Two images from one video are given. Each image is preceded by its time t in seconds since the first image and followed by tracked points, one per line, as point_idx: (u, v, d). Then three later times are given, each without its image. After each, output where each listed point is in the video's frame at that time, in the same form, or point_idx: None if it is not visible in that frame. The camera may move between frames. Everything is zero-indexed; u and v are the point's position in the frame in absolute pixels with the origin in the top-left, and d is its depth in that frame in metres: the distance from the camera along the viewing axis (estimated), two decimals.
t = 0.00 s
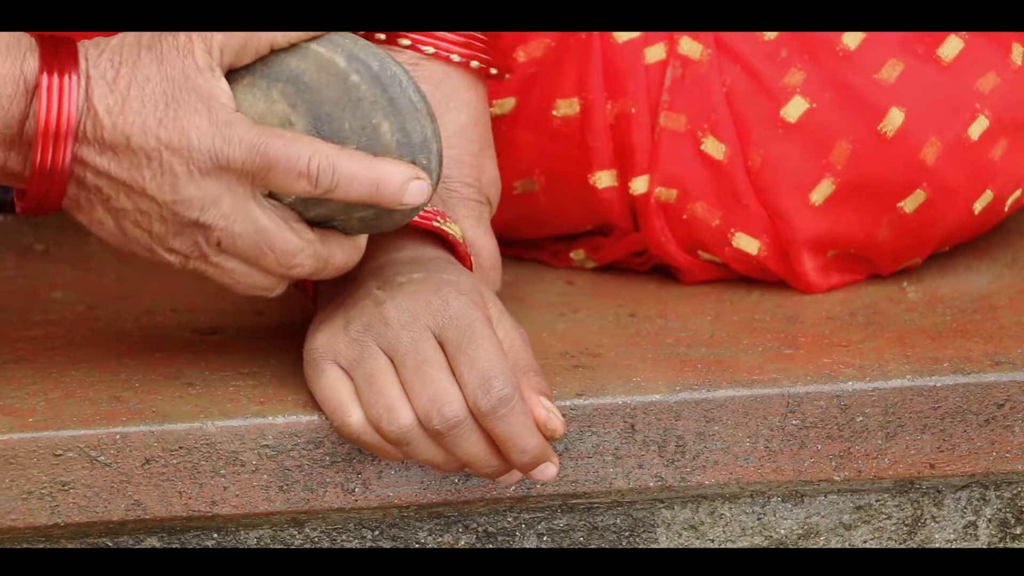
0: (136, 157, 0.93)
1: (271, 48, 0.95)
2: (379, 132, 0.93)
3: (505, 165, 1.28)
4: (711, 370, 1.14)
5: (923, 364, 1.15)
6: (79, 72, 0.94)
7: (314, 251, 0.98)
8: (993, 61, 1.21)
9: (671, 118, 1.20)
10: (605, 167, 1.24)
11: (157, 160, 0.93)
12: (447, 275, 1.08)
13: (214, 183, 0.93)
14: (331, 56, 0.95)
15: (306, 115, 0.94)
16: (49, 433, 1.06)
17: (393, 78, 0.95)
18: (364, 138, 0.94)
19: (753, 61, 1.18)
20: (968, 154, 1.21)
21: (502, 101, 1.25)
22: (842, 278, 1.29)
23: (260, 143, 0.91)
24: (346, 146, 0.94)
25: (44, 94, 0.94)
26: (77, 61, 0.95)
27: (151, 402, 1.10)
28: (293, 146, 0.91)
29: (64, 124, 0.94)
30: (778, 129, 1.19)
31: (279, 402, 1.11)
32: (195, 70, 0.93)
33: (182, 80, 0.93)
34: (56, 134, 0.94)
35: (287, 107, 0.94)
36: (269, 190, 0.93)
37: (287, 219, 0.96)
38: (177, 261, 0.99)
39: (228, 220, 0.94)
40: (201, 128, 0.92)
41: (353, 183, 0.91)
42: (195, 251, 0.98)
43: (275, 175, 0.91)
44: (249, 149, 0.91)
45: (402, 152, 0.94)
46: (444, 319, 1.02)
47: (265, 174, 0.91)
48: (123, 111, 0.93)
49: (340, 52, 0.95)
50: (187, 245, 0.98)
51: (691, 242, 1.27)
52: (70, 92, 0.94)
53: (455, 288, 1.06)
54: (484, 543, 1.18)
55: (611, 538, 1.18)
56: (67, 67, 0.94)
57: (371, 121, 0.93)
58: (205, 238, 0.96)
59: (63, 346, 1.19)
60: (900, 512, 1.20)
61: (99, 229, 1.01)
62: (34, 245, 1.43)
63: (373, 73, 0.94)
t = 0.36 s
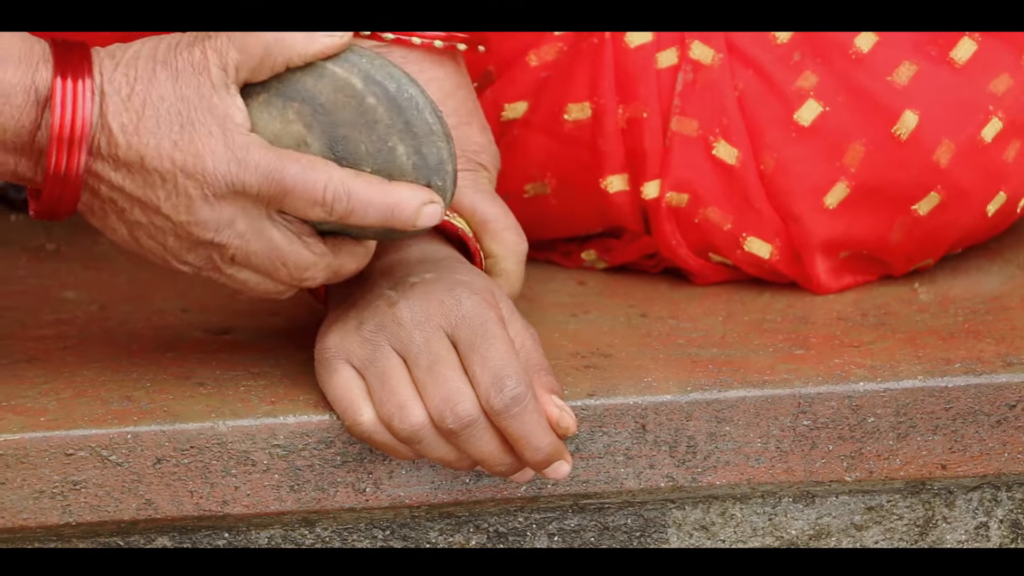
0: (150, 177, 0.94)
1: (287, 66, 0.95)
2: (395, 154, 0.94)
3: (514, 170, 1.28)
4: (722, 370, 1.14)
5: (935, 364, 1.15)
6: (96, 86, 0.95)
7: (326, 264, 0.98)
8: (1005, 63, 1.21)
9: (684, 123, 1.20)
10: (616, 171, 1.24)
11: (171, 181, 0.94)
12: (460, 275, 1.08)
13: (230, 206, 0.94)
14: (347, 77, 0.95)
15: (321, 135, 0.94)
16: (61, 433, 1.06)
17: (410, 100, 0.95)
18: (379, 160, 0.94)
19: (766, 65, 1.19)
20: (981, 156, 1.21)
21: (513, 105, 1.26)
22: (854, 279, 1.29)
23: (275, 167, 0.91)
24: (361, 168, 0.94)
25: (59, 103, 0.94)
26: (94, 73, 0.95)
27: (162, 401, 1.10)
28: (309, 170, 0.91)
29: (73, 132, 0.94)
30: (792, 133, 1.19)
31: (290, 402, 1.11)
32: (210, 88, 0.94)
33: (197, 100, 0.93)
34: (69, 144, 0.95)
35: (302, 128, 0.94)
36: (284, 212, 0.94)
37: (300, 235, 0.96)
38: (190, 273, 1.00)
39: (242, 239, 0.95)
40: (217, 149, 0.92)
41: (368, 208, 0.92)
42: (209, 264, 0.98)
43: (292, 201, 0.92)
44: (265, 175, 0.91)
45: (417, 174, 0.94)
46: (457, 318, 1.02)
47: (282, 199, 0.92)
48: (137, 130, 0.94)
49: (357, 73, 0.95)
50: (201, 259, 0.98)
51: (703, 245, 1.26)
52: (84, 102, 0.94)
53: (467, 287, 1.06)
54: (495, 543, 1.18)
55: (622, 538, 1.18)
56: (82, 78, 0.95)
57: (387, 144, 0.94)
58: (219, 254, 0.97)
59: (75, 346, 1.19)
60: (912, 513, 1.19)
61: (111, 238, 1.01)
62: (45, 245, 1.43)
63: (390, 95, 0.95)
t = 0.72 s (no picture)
0: (206, 169, 0.94)
1: (331, 69, 0.98)
2: (442, 154, 0.96)
3: (535, 167, 1.28)
4: (742, 372, 1.14)
5: (955, 366, 1.15)
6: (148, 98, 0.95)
7: (374, 271, 0.99)
8: None
9: (705, 121, 1.21)
10: (637, 170, 1.24)
11: (228, 172, 0.93)
12: (485, 275, 1.08)
13: (287, 195, 0.94)
14: (393, 81, 0.98)
15: (370, 136, 0.96)
16: (81, 433, 1.06)
17: (454, 104, 0.99)
18: (427, 160, 0.96)
19: (788, 64, 1.19)
20: (1004, 156, 1.21)
21: (535, 102, 1.26)
22: (875, 279, 1.29)
23: (335, 155, 0.92)
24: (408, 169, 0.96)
25: (114, 116, 0.94)
26: (144, 85, 0.96)
27: (182, 401, 1.11)
28: (365, 159, 0.93)
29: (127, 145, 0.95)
30: (813, 132, 1.19)
31: (310, 402, 1.11)
32: (262, 87, 0.95)
33: (250, 97, 0.95)
34: (124, 157, 0.95)
35: (351, 127, 0.96)
36: (336, 205, 0.95)
37: (352, 236, 0.97)
38: (238, 279, 0.99)
39: (298, 233, 0.95)
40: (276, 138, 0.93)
41: (422, 199, 0.93)
42: (260, 267, 0.98)
43: (348, 190, 0.93)
44: (324, 162, 0.92)
45: (463, 172, 0.97)
46: (481, 317, 1.02)
47: (338, 188, 0.93)
48: (193, 125, 0.94)
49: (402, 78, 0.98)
50: (252, 260, 0.97)
51: (724, 244, 1.26)
52: (139, 116, 0.95)
53: (492, 287, 1.06)
54: (515, 544, 1.18)
55: (642, 539, 1.18)
56: (134, 90, 0.95)
57: (434, 144, 0.96)
58: (270, 255, 0.97)
59: (95, 346, 1.20)
60: (932, 515, 1.19)
61: (151, 253, 1.00)
62: (66, 245, 1.43)
63: (435, 99, 0.98)
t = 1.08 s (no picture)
0: (237, 154, 0.94)
1: (342, 53, 1.02)
2: (459, 126, 1.00)
3: (554, 167, 1.29)
4: (760, 372, 1.14)
5: (974, 367, 1.14)
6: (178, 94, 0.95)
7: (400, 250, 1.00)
8: None
9: (725, 122, 1.21)
10: (656, 170, 1.25)
11: (258, 156, 0.94)
12: (506, 276, 1.08)
13: (316, 176, 0.95)
14: (404, 57, 1.02)
15: (388, 112, 0.99)
16: (99, 432, 1.05)
17: (466, 77, 1.02)
18: (445, 132, 0.99)
19: (808, 66, 1.20)
20: None
21: (553, 104, 1.28)
22: (894, 280, 1.29)
23: (363, 134, 0.94)
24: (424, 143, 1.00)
25: (143, 113, 0.94)
26: (170, 79, 0.96)
27: (200, 401, 1.10)
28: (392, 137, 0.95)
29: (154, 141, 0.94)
30: (833, 133, 1.20)
31: (328, 402, 1.10)
32: (280, 72, 0.98)
33: (272, 81, 0.97)
34: (153, 153, 0.94)
35: (370, 106, 0.99)
36: (363, 183, 0.96)
37: (378, 215, 0.98)
38: (269, 265, 0.99)
39: (327, 216, 0.96)
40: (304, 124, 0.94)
41: (448, 169, 0.96)
42: (292, 251, 0.98)
43: (376, 165, 0.95)
44: (353, 140, 0.94)
45: (481, 144, 1.00)
46: (502, 318, 1.03)
47: (366, 164, 0.95)
48: (220, 113, 0.94)
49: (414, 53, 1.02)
50: (283, 245, 0.98)
51: (742, 245, 1.26)
52: (167, 111, 0.94)
53: (513, 288, 1.06)
54: (533, 544, 1.18)
55: (660, 540, 1.18)
56: (161, 83, 0.95)
57: (451, 117, 1.00)
58: (300, 238, 0.97)
59: (114, 346, 1.19)
60: (950, 516, 1.20)
61: (182, 245, 1.00)
62: (85, 245, 1.44)
63: (447, 73, 1.02)
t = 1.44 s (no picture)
0: (231, 116, 0.89)
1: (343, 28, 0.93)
2: (469, 95, 0.90)
3: (564, 168, 1.29)
4: (773, 372, 1.14)
5: (987, 367, 1.14)
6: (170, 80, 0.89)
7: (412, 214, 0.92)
8: None
9: (734, 123, 1.21)
10: (666, 171, 1.25)
11: (254, 118, 0.88)
12: (522, 278, 1.08)
13: (313, 135, 0.89)
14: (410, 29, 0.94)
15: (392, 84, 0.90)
16: (112, 432, 1.05)
17: (474, 50, 0.93)
18: (453, 100, 0.90)
19: (817, 66, 1.20)
20: None
21: (563, 106, 1.27)
22: (906, 281, 1.30)
23: (360, 90, 0.88)
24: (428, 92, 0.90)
25: (138, 90, 0.89)
26: (166, 53, 0.90)
27: (213, 401, 1.10)
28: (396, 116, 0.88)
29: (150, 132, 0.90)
30: (842, 134, 1.20)
31: (340, 402, 1.10)
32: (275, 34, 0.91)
33: (267, 43, 0.91)
34: (150, 131, 0.90)
35: (373, 77, 0.90)
36: (365, 145, 0.90)
37: (386, 180, 0.91)
38: (274, 232, 0.93)
39: (331, 174, 0.89)
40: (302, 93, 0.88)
41: (452, 130, 0.88)
42: (296, 214, 0.92)
43: (375, 127, 0.88)
44: (351, 96, 0.87)
45: (492, 111, 0.91)
46: (516, 319, 1.03)
47: (365, 125, 0.88)
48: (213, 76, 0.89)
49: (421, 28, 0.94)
50: (286, 209, 0.92)
51: (754, 245, 1.27)
52: (162, 87, 0.89)
53: (528, 290, 1.06)
54: (545, 544, 1.18)
55: (673, 539, 1.18)
56: (157, 59, 0.89)
57: (459, 85, 0.90)
58: (306, 199, 0.91)
59: (127, 346, 1.19)
60: (963, 516, 1.20)
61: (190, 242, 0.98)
62: (99, 245, 1.44)
63: (453, 44, 0.92)
